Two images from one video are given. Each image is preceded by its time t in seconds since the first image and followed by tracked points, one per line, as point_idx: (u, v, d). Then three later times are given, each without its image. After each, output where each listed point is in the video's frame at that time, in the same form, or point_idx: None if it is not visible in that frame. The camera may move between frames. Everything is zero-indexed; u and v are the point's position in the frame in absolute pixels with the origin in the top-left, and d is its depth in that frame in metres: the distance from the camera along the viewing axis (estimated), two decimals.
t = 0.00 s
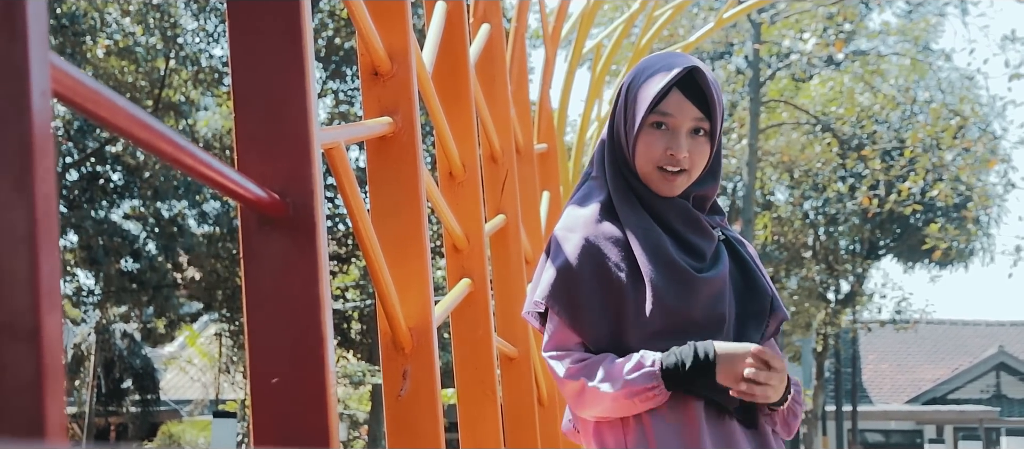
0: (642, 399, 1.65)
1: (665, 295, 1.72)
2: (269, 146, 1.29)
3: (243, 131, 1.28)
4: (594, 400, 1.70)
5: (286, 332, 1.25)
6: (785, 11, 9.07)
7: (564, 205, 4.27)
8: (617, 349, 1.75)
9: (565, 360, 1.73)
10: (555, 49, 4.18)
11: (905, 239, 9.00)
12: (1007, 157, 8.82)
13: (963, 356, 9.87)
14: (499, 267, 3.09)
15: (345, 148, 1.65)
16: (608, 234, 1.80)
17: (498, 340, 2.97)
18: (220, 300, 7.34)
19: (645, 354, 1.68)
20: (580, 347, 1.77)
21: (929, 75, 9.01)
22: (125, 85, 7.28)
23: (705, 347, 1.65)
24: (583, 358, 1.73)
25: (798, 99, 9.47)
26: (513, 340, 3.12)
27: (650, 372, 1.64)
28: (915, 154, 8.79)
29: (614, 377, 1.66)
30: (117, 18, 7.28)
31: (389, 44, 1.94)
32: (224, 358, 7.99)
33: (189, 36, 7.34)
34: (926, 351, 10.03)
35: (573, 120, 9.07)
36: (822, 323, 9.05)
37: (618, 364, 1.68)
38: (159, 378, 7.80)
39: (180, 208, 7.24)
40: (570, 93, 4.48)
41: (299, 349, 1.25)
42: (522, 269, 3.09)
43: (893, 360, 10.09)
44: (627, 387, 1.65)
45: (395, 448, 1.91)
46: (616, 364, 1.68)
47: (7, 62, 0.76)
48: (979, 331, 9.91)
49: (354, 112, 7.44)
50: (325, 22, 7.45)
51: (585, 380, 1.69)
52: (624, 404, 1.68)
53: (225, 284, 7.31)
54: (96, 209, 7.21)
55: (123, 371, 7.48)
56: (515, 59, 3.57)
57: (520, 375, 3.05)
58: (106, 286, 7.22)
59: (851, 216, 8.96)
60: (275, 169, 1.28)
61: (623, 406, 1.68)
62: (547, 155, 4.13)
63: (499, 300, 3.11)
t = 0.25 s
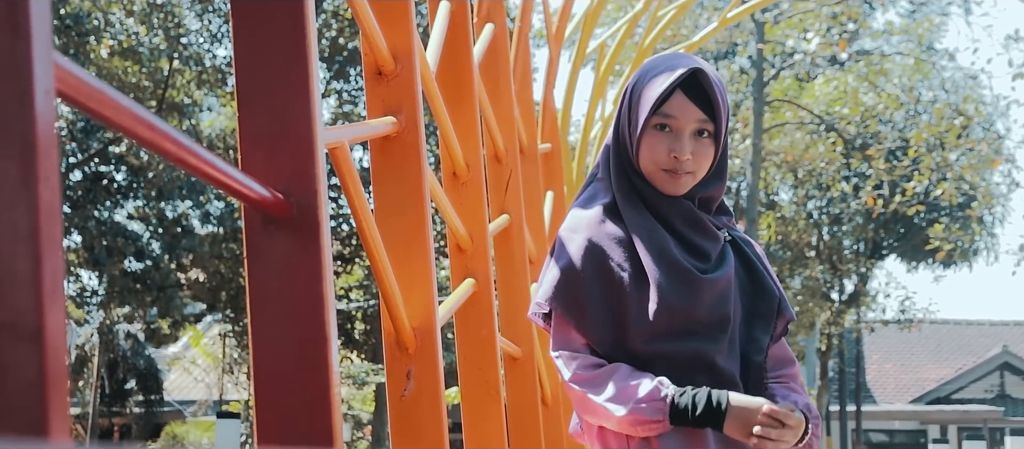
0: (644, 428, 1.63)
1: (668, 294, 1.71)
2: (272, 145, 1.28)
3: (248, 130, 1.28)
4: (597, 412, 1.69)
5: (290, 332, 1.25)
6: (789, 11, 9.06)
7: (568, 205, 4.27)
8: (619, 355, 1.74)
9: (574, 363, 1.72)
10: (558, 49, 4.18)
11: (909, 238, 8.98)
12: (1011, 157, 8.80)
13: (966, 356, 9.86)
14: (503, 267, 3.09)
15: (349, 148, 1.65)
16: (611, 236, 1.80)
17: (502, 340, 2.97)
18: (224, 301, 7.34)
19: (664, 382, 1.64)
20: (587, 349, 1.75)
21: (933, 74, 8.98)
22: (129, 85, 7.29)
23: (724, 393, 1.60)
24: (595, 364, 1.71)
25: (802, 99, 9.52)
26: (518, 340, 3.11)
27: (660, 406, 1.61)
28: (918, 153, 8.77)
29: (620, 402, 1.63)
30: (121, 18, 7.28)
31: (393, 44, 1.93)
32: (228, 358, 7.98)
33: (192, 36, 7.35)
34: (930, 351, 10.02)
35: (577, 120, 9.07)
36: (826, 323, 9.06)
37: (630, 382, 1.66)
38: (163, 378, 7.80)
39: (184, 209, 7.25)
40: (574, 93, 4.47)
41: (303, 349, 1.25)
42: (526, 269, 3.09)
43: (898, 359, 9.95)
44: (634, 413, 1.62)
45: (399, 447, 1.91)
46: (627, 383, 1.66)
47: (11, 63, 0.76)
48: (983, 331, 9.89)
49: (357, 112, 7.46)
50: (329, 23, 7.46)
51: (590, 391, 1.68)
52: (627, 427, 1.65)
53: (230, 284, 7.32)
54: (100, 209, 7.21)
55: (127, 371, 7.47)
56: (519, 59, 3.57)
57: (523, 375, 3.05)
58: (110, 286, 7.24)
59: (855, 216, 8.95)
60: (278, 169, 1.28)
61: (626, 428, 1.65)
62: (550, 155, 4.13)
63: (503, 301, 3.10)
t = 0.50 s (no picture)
0: None
1: (669, 296, 1.69)
2: (275, 145, 1.28)
3: (249, 128, 1.28)
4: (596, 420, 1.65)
5: (292, 331, 1.25)
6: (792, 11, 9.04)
7: (571, 206, 4.26)
8: (620, 357, 1.70)
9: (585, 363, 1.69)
10: (561, 50, 4.17)
11: (911, 240, 9.01)
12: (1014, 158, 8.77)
13: (969, 357, 9.83)
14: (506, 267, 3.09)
15: (351, 147, 1.63)
16: (613, 237, 1.78)
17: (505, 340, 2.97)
18: (227, 301, 7.34)
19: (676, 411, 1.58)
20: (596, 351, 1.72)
21: (936, 75, 8.96)
22: (132, 85, 7.29)
23: (721, 447, 1.45)
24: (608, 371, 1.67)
25: (804, 100, 9.49)
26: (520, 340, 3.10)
27: (661, 436, 1.54)
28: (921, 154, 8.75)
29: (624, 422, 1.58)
30: (125, 18, 7.28)
31: (396, 43, 1.93)
32: (230, 358, 7.97)
33: (195, 36, 7.35)
34: (933, 352, 9.97)
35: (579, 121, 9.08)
36: (829, 324, 9.06)
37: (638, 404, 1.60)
38: (166, 379, 7.80)
39: (187, 209, 7.26)
40: (577, 94, 4.46)
41: (305, 348, 1.25)
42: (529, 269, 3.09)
43: (900, 361, 9.99)
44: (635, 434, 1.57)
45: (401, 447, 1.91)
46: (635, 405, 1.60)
47: (12, 61, 0.76)
48: (985, 332, 9.87)
49: (360, 112, 7.45)
50: (332, 24, 7.46)
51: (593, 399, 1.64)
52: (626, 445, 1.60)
53: (233, 285, 7.33)
54: (102, 209, 7.20)
55: (129, 371, 7.46)
56: (522, 59, 3.57)
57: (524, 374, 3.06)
58: (113, 287, 7.24)
59: (858, 217, 8.95)
60: (281, 168, 1.28)
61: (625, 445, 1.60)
62: (553, 155, 4.12)
63: (505, 301, 3.09)
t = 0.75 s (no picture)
0: None
1: (669, 299, 1.67)
2: (276, 144, 1.28)
3: (250, 127, 1.28)
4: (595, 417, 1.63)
5: (293, 329, 1.25)
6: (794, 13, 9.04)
7: (573, 207, 4.26)
8: (628, 354, 1.69)
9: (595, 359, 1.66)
10: (564, 51, 4.17)
11: (913, 242, 9.03)
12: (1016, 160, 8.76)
13: (971, 360, 9.81)
14: (507, 267, 3.09)
15: (353, 147, 1.63)
16: (615, 237, 1.76)
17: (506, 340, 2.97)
18: (228, 302, 7.35)
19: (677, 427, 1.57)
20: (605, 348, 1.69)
21: (938, 77, 8.95)
22: (134, 85, 7.30)
23: None
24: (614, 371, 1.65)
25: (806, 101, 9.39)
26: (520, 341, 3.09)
27: None
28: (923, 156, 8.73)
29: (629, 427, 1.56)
30: (128, 18, 7.29)
31: (398, 43, 1.93)
32: (232, 359, 7.97)
33: (197, 37, 7.37)
34: (935, 356, 10.02)
35: (581, 122, 9.08)
36: (830, 326, 9.05)
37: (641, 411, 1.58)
38: (167, 379, 7.79)
39: (189, 210, 7.28)
40: (579, 95, 4.46)
41: (306, 347, 1.25)
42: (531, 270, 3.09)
43: (902, 364, 10.07)
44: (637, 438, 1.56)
45: (402, 446, 1.91)
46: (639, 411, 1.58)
47: (10, 56, 0.74)
48: (987, 334, 9.84)
49: (362, 113, 7.46)
50: (335, 24, 7.47)
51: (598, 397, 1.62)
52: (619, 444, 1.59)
53: (234, 286, 7.33)
54: (104, 210, 7.20)
55: (131, 371, 7.46)
56: (524, 60, 3.57)
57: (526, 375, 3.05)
58: (115, 287, 7.25)
59: (860, 220, 8.93)
60: (281, 167, 1.28)
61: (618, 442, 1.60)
62: (555, 156, 4.11)
63: (506, 302, 3.09)
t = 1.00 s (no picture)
0: None
1: (668, 303, 1.66)
2: (276, 144, 1.28)
3: (250, 127, 1.27)
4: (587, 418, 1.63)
5: (293, 330, 1.25)
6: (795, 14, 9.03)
7: (573, 208, 4.25)
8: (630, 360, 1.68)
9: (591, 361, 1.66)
10: (565, 52, 4.16)
11: (914, 243, 9.04)
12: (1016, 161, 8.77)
13: (972, 360, 9.79)
14: (508, 268, 3.09)
15: (353, 147, 1.63)
16: (615, 238, 1.75)
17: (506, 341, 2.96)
18: (229, 303, 7.37)
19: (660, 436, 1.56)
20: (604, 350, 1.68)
21: (939, 78, 8.95)
22: (135, 86, 7.30)
23: None
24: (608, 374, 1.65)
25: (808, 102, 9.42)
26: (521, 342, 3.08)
27: None
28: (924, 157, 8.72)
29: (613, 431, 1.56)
30: (129, 20, 7.28)
31: (398, 43, 1.92)
32: (233, 360, 7.98)
33: (198, 38, 7.37)
34: (936, 356, 10.08)
35: (582, 123, 9.08)
36: (831, 327, 9.05)
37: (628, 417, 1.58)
38: (168, 381, 7.80)
39: (190, 212, 7.29)
40: (580, 96, 4.45)
41: (305, 347, 1.25)
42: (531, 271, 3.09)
43: (903, 364, 10.13)
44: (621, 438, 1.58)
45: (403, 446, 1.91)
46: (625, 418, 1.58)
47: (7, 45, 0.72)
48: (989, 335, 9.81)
49: (363, 115, 7.46)
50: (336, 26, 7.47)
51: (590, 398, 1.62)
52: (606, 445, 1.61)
53: (235, 287, 7.34)
54: (105, 211, 7.20)
55: (132, 373, 7.49)
56: (525, 61, 3.56)
57: (526, 376, 3.05)
58: (115, 289, 7.24)
59: (861, 220, 8.93)
60: (282, 167, 1.27)
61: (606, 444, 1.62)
62: (556, 157, 4.11)
63: (506, 303, 3.09)
